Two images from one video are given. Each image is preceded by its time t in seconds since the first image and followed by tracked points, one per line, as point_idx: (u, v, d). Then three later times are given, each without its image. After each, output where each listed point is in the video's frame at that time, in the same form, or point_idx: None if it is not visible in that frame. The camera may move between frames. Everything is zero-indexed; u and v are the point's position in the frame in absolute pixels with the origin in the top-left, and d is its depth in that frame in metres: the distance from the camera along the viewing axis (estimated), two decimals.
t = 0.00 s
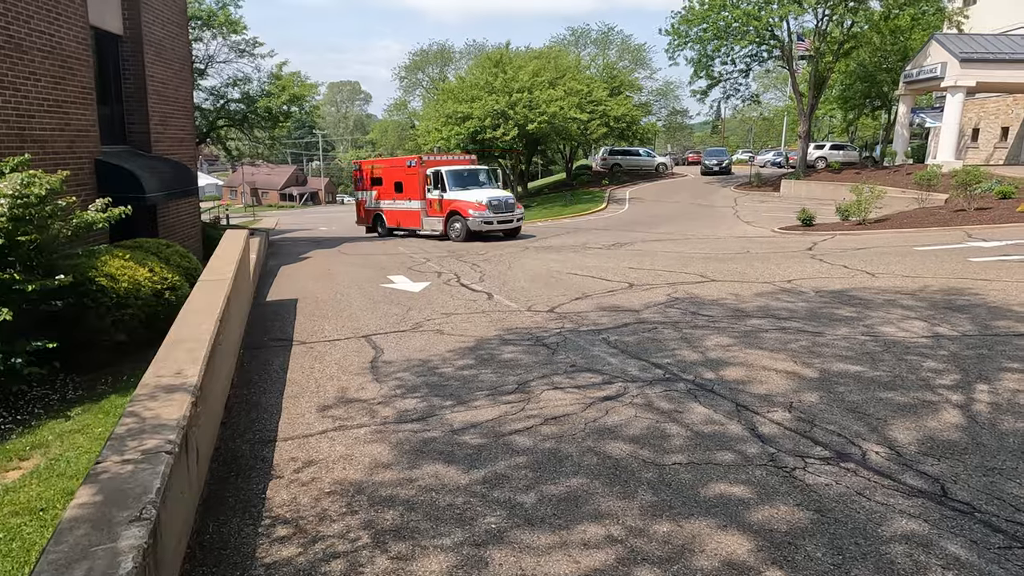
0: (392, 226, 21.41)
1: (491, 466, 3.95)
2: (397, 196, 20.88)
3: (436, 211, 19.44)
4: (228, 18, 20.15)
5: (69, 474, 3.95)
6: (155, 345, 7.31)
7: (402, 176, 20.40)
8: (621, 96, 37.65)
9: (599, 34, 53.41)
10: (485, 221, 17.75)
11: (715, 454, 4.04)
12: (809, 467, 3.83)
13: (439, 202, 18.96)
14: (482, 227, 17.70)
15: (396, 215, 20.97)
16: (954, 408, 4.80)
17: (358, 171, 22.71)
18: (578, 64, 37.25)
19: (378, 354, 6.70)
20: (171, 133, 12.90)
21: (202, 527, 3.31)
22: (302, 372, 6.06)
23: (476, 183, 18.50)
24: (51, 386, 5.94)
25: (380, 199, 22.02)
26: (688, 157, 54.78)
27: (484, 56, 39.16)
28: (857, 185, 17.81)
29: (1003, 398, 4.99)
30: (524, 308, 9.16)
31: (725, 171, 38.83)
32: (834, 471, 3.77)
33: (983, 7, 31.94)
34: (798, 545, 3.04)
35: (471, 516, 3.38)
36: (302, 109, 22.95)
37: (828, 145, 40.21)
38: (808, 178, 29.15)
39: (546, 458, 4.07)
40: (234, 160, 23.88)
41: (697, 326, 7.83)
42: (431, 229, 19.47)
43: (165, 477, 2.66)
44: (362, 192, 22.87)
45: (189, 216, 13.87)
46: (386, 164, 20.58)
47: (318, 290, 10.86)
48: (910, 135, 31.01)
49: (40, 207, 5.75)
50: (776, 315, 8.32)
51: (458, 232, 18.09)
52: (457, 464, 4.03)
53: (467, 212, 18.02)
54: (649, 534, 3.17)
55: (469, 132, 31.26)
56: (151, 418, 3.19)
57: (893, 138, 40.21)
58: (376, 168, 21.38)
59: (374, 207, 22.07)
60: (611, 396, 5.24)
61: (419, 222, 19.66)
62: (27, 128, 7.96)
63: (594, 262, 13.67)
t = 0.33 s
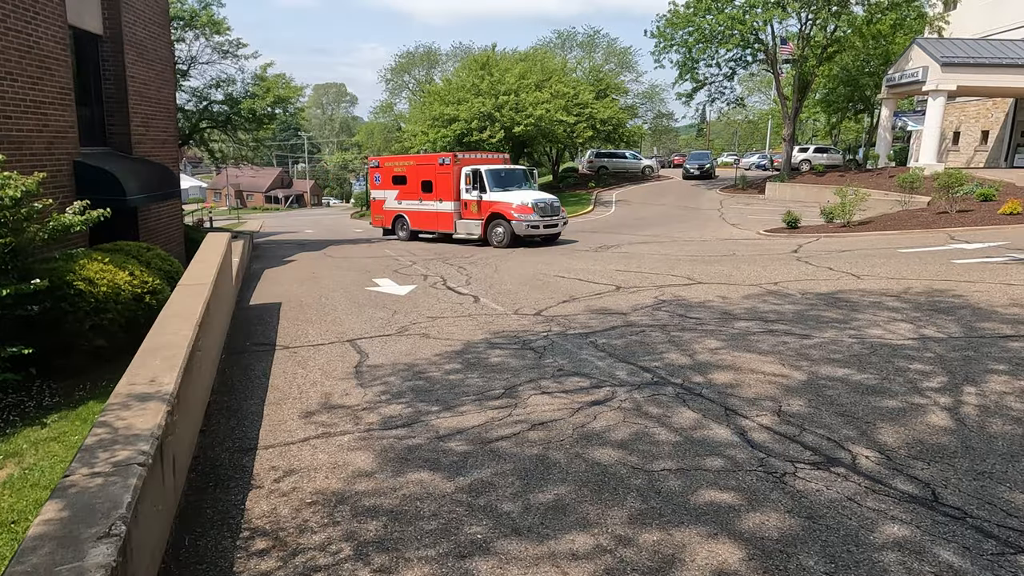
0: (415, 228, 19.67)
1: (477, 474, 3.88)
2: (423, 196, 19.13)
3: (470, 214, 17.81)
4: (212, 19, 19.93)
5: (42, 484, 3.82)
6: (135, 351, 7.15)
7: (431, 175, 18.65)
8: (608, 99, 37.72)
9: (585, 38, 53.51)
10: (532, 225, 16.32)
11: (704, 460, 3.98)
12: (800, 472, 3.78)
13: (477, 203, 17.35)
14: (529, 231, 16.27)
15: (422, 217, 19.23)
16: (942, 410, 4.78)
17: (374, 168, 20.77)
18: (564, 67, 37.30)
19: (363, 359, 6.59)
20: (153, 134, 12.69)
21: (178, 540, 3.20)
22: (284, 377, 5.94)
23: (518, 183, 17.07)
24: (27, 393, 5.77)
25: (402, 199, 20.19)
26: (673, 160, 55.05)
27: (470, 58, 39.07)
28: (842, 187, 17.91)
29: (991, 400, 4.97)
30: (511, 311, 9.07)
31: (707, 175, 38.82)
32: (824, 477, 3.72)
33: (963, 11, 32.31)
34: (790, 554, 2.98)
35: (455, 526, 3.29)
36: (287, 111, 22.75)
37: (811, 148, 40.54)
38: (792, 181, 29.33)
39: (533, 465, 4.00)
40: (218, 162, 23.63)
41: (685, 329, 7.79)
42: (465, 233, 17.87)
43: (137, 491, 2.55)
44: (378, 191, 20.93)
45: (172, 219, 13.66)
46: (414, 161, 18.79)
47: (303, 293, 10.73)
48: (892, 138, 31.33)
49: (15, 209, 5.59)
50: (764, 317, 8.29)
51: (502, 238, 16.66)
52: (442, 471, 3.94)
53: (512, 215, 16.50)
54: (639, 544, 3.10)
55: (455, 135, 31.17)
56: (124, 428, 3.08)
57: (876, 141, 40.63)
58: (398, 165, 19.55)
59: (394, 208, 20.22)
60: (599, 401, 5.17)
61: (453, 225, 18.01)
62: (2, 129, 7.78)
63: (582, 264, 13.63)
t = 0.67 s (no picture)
0: (448, 234, 18.13)
1: (458, 482, 3.82)
2: (457, 198, 17.64)
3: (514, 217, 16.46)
4: (193, 20, 19.73)
5: (10, 494, 3.71)
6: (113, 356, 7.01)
7: (467, 177, 17.16)
8: (593, 102, 37.81)
9: (570, 41, 53.67)
10: (588, 229, 15.29)
11: (687, 465, 3.95)
12: (783, 477, 3.76)
13: (524, 207, 16.07)
14: (584, 236, 15.24)
15: (456, 222, 17.73)
16: (924, 413, 4.79)
17: (397, 169, 19.09)
18: (550, 69, 37.39)
19: (345, 363, 6.50)
20: (133, 136, 12.52)
21: (148, 553, 3.11)
22: (263, 383, 5.84)
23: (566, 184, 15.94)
24: None
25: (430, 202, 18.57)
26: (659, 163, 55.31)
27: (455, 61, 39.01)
28: (825, 190, 18.02)
29: (973, 402, 4.99)
30: (495, 314, 9.03)
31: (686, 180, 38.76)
32: (808, 481, 3.70)
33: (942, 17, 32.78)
34: (773, 561, 2.95)
35: (435, 535, 3.23)
36: (270, 114, 22.57)
37: (795, 151, 40.92)
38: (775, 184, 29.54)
39: (515, 472, 3.95)
40: (200, 165, 23.38)
41: (669, 331, 7.78)
42: (509, 239, 16.52)
43: (101, 503, 2.46)
44: (401, 195, 19.24)
45: (152, 223, 13.48)
46: (447, 162, 17.29)
47: (285, 297, 10.62)
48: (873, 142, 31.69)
49: None
50: (749, 320, 8.29)
51: (556, 244, 15.51)
52: (423, 479, 3.88)
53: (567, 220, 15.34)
54: (620, 552, 3.05)
55: (441, 137, 31.11)
56: (92, 437, 2.99)
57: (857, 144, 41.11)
58: (427, 166, 18.01)
59: (422, 212, 18.61)
60: (582, 405, 5.13)
61: (496, 230, 16.60)
62: None
63: (567, 267, 13.62)
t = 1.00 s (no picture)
0: (488, 239, 16.96)
1: (432, 491, 3.75)
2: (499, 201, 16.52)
3: (566, 220, 15.56)
4: (172, 20, 19.50)
5: None
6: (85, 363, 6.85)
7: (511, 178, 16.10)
8: (577, 105, 37.89)
9: (554, 44, 53.83)
10: (653, 234, 14.69)
11: (665, 471, 3.91)
12: (761, 482, 3.73)
13: (580, 210, 15.24)
14: (649, 241, 14.68)
15: (498, 226, 16.61)
16: (902, 416, 4.80)
17: (427, 169, 17.79)
18: (534, 72, 37.44)
19: (322, 369, 6.40)
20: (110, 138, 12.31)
21: (109, 569, 3.01)
22: (238, 390, 5.72)
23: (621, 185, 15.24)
24: None
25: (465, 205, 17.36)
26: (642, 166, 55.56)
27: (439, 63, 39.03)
28: (807, 193, 18.13)
29: (951, 405, 5.00)
30: (476, 318, 8.96)
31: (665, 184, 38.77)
32: (786, 486, 3.68)
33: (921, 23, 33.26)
34: (750, 569, 2.91)
35: (407, 546, 3.17)
36: (250, 115, 22.34)
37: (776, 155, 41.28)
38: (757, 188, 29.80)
39: (491, 480, 3.89)
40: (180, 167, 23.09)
41: (651, 334, 7.76)
42: (562, 244, 15.60)
43: (56, 519, 2.37)
44: (431, 197, 17.93)
45: (129, 226, 13.25)
46: (489, 162, 16.21)
47: (263, 301, 10.47)
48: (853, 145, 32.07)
49: None
50: (731, 323, 8.29)
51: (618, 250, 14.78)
52: (399, 487, 3.81)
53: (630, 224, 14.62)
54: (596, 562, 3.00)
55: (424, 140, 31.00)
56: (51, 448, 2.90)
57: (838, 148, 41.57)
58: (464, 166, 16.86)
59: (457, 215, 17.38)
60: (561, 410, 5.08)
61: (548, 234, 15.63)
62: None
63: (549, 270, 13.59)
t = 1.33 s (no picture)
0: (512, 247, 16.02)
1: (377, 506, 3.63)
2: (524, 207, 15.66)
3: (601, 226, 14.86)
4: (117, 19, 18.87)
5: None
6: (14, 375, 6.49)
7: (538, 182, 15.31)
8: (536, 112, 38.03)
9: (513, 51, 54.05)
10: (698, 238, 14.14)
11: (614, 480, 3.87)
12: (709, 490, 3.72)
13: (618, 214, 14.63)
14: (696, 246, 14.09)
15: (524, 233, 15.73)
16: (848, 421, 4.87)
17: (440, 173, 16.64)
18: (493, 78, 37.48)
19: (268, 380, 6.20)
20: (49, 140, 11.79)
21: None
22: (178, 403, 5.49)
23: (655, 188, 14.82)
24: None
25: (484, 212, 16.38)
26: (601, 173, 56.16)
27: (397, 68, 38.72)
28: (760, 200, 18.48)
29: (895, 409, 5.10)
30: (430, 326, 8.83)
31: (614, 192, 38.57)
32: (734, 494, 3.67)
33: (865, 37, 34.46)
34: None
35: (347, 566, 3.05)
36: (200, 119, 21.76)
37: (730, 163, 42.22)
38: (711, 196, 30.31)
39: (438, 493, 3.79)
40: (125, 171, 22.33)
41: (606, 341, 7.76)
42: (598, 250, 14.91)
43: None
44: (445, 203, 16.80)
45: (69, 232, 12.71)
46: (515, 164, 15.35)
47: (210, 310, 10.14)
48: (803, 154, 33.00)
49: None
50: (686, 328, 8.36)
51: (663, 256, 14.21)
52: (341, 503, 3.69)
53: (675, 227, 14.12)
54: None
55: (382, 145, 30.70)
56: None
57: (788, 156, 42.75)
58: (484, 169, 15.91)
59: (476, 221, 16.36)
60: (513, 419, 5.01)
61: (583, 241, 14.92)
62: None
63: (506, 277, 13.54)
